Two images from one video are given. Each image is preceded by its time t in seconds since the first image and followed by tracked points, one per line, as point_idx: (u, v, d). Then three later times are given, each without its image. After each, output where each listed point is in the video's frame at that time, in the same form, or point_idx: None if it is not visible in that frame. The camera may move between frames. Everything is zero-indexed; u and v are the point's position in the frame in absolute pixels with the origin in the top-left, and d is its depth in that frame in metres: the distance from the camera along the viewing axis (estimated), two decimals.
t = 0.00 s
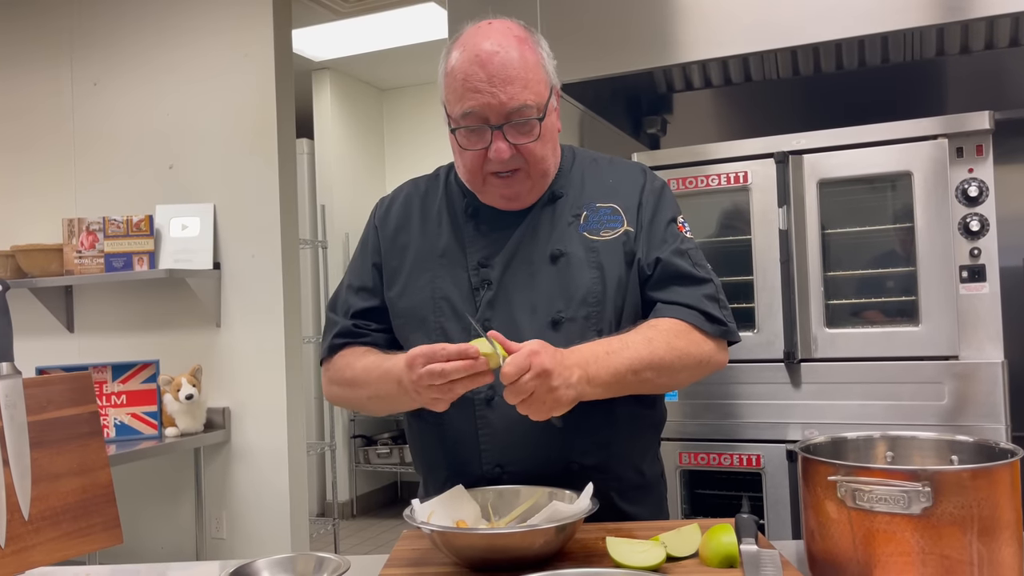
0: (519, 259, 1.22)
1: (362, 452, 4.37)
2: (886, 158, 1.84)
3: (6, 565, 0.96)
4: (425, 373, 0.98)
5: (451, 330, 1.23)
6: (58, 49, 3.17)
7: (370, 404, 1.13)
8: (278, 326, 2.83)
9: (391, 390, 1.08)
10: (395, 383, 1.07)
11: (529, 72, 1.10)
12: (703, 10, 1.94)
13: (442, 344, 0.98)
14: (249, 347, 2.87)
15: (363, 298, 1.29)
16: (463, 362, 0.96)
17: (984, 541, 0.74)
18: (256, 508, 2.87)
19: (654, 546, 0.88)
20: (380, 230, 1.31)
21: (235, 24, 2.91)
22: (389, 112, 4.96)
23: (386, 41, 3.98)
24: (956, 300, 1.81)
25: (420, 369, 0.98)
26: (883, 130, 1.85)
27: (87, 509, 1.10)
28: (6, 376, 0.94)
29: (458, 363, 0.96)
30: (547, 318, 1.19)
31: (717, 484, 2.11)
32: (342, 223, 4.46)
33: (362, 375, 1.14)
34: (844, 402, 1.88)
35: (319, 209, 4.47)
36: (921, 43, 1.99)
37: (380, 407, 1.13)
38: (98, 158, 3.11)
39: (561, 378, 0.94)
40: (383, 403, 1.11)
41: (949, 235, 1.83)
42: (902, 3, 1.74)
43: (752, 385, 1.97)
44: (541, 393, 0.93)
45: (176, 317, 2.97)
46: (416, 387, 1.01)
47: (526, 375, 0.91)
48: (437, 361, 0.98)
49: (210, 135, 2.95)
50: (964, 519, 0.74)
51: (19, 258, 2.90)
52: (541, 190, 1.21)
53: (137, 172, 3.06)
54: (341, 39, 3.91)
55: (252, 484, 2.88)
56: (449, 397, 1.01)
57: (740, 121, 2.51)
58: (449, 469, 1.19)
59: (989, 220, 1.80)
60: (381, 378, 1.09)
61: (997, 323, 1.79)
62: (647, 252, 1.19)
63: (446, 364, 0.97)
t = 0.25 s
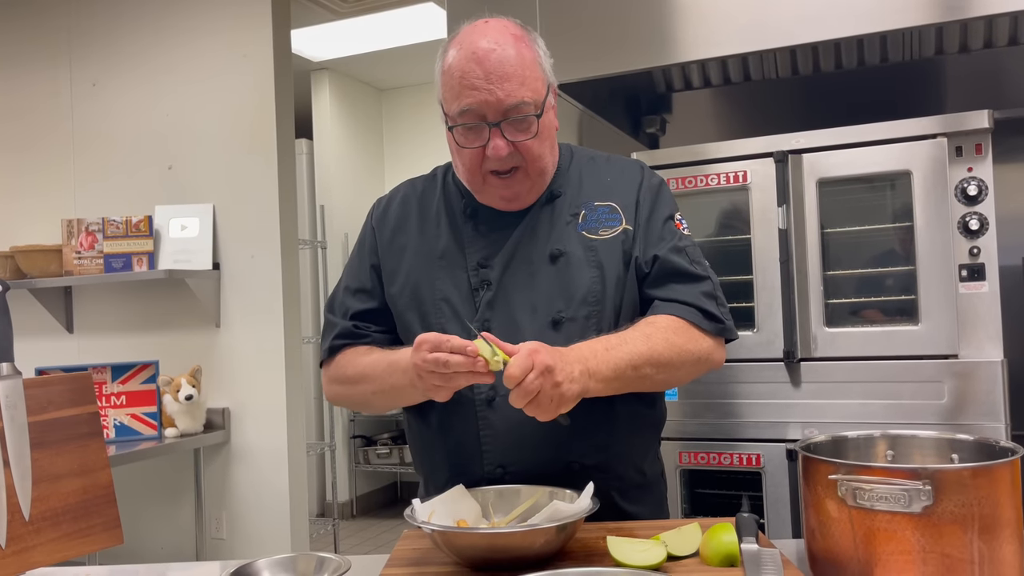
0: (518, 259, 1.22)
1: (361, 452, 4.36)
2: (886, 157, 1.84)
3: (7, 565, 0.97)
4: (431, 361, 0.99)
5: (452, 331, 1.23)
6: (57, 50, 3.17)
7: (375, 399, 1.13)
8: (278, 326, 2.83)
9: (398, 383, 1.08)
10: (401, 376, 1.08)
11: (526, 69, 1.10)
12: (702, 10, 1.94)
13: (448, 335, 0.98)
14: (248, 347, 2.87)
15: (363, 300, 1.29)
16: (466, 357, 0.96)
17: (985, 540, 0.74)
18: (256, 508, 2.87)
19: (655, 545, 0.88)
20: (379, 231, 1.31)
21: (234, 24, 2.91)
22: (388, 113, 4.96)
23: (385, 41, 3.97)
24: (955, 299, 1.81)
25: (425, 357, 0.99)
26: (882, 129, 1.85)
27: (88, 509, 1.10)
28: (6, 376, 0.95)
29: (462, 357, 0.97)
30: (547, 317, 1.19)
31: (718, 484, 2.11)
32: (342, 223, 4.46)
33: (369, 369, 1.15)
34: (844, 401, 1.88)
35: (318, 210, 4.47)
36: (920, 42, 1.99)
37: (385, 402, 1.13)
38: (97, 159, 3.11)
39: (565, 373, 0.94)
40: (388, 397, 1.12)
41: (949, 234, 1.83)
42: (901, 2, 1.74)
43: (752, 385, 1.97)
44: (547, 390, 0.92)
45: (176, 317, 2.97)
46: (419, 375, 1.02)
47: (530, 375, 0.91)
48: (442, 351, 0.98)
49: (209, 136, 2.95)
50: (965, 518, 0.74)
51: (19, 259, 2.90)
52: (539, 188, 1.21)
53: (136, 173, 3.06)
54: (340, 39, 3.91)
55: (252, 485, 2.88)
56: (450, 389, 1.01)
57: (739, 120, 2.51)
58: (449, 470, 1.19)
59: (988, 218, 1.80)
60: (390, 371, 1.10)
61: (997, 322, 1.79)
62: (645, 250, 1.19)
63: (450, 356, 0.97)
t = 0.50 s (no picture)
0: (515, 260, 1.22)
1: (361, 453, 4.36)
2: (884, 157, 1.85)
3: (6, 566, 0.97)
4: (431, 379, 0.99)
5: (450, 332, 1.23)
6: (56, 51, 3.17)
7: (378, 407, 1.13)
8: (277, 327, 2.83)
9: (400, 391, 1.08)
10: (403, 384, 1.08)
11: (520, 70, 1.10)
12: (700, 10, 1.94)
13: (447, 355, 0.98)
14: (247, 348, 2.87)
15: (362, 302, 1.30)
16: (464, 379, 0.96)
17: (983, 540, 0.74)
18: (256, 509, 2.87)
19: (654, 546, 0.88)
20: (376, 234, 1.31)
21: (232, 25, 2.91)
22: (387, 113, 4.96)
23: (384, 42, 3.97)
24: (954, 298, 1.81)
25: (424, 374, 1.00)
26: (881, 129, 1.86)
27: (89, 510, 1.10)
28: (7, 378, 0.95)
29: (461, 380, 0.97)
30: (545, 318, 1.19)
31: (717, 484, 2.11)
32: (341, 224, 4.47)
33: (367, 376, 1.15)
34: (843, 401, 1.88)
35: (317, 210, 4.47)
36: (918, 42, 1.99)
37: (388, 411, 1.13)
38: (96, 160, 3.11)
39: (563, 385, 0.94)
40: (391, 406, 1.12)
41: (948, 234, 1.83)
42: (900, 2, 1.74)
43: (751, 385, 1.97)
44: (547, 404, 0.92)
45: (176, 318, 2.97)
46: (418, 392, 1.02)
47: (531, 392, 0.90)
48: (440, 371, 0.98)
49: (208, 136, 2.95)
50: (964, 517, 0.74)
51: (18, 260, 2.90)
52: (534, 189, 1.21)
53: (135, 174, 3.06)
54: (339, 40, 3.91)
55: (252, 485, 2.88)
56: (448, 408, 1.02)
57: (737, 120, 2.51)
58: (448, 471, 1.19)
59: (987, 218, 1.81)
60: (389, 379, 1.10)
61: (995, 321, 1.79)
62: (640, 249, 1.19)
63: (448, 376, 0.98)
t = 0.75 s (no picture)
0: (514, 262, 1.22)
1: (361, 453, 4.37)
2: (885, 157, 1.85)
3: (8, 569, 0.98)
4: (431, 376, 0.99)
5: (450, 334, 1.23)
6: (55, 52, 3.17)
7: (379, 410, 1.13)
8: (277, 328, 2.83)
9: (399, 393, 1.08)
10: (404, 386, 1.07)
11: (517, 71, 1.10)
12: (700, 11, 1.94)
13: (448, 353, 0.99)
14: (248, 348, 2.87)
15: (363, 305, 1.30)
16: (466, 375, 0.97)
17: (984, 540, 0.74)
18: (257, 510, 2.87)
19: (655, 547, 0.88)
20: (376, 237, 1.32)
21: (232, 25, 2.91)
22: (387, 113, 4.96)
23: (384, 42, 3.97)
24: (955, 298, 1.81)
25: (424, 372, 1.00)
26: (881, 130, 1.86)
27: (90, 513, 1.09)
28: (8, 381, 0.95)
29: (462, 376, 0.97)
30: (545, 320, 1.19)
31: (718, 484, 2.11)
32: (341, 225, 4.47)
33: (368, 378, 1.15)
34: (844, 401, 1.89)
35: (317, 211, 4.47)
36: (918, 42, 2.00)
37: (388, 414, 1.13)
38: (97, 161, 3.11)
39: (569, 391, 0.94)
40: (391, 408, 1.11)
41: (948, 234, 1.83)
42: (899, 3, 1.75)
43: (751, 385, 1.97)
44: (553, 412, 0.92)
45: (176, 319, 2.97)
46: (419, 391, 1.03)
47: (536, 400, 0.90)
48: (441, 368, 0.99)
49: (208, 137, 2.95)
50: (965, 518, 0.74)
51: (19, 261, 2.91)
52: (533, 191, 1.22)
53: (135, 175, 3.06)
54: (339, 40, 3.91)
55: (252, 486, 2.88)
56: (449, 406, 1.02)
57: (737, 121, 2.51)
58: (449, 473, 1.19)
59: (987, 218, 1.81)
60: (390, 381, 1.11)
61: (996, 321, 1.80)
62: (639, 249, 1.19)
63: (449, 373, 0.98)
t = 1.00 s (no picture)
0: (514, 261, 1.22)
1: (362, 453, 4.36)
2: (884, 156, 1.85)
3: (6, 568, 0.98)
4: (435, 377, 1.00)
5: (450, 333, 1.23)
6: (56, 52, 3.18)
7: (382, 408, 1.13)
8: (278, 328, 2.83)
9: (401, 391, 1.09)
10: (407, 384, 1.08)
11: (516, 69, 1.10)
12: (700, 10, 1.95)
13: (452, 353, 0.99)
14: (248, 348, 2.87)
15: (364, 304, 1.30)
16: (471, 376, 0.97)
17: (984, 537, 0.75)
18: (257, 510, 2.87)
19: (655, 544, 0.88)
20: (376, 236, 1.32)
21: (232, 25, 2.92)
22: (387, 113, 4.96)
23: (385, 42, 3.98)
24: (955, 298, 1.81)
25: (428, 373, 1.00)
26: (881, 129, 1.86)
27: (89, 513, 1.08)
28: (9, 379, 0.95)
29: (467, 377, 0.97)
30: (545, 319, 1.19)
31: (718, 483, 2.11)
32: (341, 225, 4.47)
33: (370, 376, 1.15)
34: (844, 400, 1.89)
35: (317, 211, 4.47)
36: (918, 41, 2.00)
37: (391, 412, 1.13)
38: (97, 161, 3.12)
39: (567, 390, 0.94)
40: (393, 406, 1.12)
41: (948, 233, 1.83)
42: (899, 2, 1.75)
43: (751, 384, 1.97)
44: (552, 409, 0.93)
45: (176, 319, 2.98)
46: (422, 391, 1.03)
47: (533, 396, 0.92)
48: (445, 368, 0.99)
49: (208, 137, 2.96)
50: (964, 516, 0.74)
51: (19, 262, 2.91)
52: (533, 189, 1.22)
53: (136, 175, 3.06)
54: (340, 41, 3.91)
55: (253, 486, 2.88)
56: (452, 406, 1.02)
57: (737, 120, 2.51)
58: (449, 472, 1.19)
59: (987, 217, 1.81)
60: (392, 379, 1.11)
61: (996, 320, 1.80)
62: (639, 248, 1.19)
63: (453, 374, 0.98)
